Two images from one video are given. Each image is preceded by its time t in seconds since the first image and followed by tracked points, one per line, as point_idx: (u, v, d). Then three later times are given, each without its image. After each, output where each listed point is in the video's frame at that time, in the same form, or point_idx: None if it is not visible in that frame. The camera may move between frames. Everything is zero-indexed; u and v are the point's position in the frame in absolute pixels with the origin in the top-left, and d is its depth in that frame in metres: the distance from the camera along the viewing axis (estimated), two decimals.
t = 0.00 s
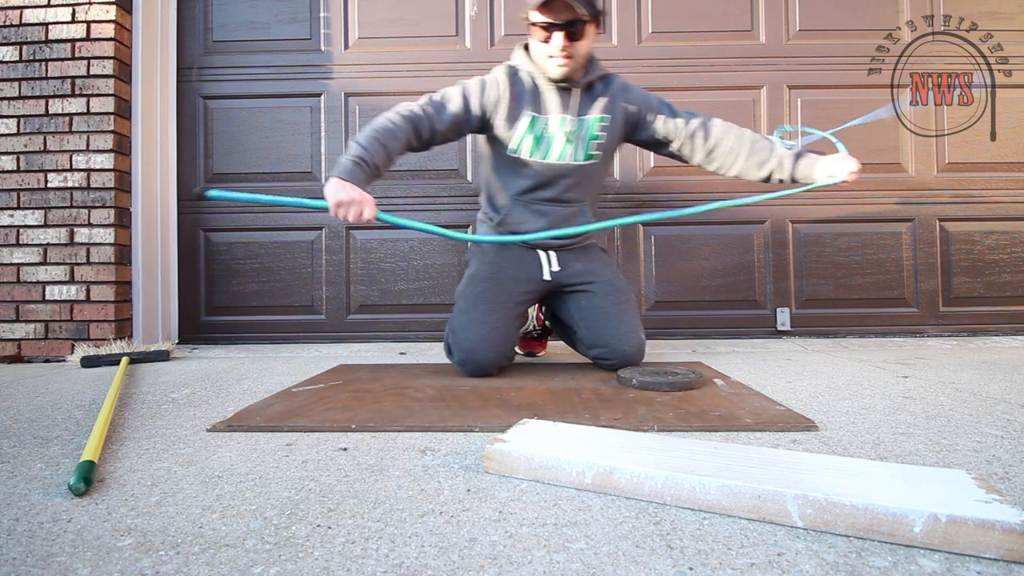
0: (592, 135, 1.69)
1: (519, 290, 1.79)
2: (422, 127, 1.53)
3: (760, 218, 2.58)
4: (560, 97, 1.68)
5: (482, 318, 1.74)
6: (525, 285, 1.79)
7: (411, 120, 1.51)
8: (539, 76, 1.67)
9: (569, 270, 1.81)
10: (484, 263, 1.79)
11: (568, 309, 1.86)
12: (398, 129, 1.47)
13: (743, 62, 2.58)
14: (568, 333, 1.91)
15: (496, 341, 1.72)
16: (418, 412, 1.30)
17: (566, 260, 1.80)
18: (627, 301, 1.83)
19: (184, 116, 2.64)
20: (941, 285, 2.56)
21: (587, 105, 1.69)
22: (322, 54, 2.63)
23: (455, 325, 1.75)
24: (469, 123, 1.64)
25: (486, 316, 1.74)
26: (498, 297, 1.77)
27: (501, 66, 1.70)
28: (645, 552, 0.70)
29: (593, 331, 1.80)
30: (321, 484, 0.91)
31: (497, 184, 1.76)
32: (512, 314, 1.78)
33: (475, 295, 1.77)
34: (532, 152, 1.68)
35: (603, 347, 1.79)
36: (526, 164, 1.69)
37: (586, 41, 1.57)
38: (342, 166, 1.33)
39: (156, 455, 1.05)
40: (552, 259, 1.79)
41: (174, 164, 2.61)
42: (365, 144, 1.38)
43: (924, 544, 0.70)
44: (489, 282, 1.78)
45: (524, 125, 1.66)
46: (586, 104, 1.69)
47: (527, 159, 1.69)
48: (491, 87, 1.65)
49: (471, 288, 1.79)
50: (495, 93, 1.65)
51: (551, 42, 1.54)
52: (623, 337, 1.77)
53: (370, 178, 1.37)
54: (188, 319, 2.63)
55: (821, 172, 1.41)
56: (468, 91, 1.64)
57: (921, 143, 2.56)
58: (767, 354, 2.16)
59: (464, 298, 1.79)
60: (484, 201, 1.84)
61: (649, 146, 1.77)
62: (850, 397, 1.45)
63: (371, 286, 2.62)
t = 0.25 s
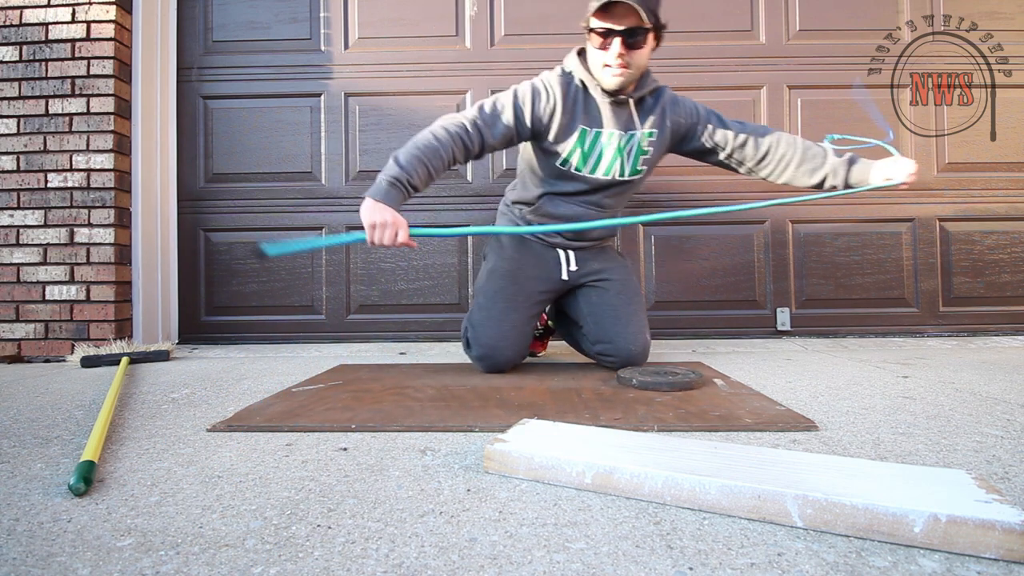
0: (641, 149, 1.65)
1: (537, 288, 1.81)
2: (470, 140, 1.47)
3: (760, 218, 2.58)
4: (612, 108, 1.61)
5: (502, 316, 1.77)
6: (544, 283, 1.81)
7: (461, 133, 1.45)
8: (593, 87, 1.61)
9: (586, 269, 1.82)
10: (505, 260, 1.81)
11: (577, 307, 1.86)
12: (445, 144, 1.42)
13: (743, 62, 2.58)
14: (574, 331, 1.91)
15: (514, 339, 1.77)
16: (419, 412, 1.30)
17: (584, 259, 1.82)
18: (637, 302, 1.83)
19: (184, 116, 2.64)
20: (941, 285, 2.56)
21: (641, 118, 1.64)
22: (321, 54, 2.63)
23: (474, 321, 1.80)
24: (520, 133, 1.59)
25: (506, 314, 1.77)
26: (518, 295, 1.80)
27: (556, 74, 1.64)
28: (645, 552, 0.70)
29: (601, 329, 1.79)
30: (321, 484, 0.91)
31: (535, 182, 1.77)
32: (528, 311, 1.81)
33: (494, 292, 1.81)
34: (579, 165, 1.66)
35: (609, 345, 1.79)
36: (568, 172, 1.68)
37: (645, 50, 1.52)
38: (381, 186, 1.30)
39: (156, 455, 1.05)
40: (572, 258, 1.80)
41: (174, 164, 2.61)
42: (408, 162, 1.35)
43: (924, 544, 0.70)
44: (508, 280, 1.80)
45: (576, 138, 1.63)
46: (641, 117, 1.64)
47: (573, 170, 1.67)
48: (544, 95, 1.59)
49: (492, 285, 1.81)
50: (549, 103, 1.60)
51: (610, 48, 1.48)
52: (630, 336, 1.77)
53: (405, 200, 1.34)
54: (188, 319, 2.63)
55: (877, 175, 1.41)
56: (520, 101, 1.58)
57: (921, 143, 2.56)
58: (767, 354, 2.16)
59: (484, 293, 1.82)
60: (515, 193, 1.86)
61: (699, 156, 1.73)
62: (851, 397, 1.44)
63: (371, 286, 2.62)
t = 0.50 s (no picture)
0: (650, 159, 1.64)
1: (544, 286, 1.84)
2: (487, 162, 1.44)
3: (760, 218, 2.58)
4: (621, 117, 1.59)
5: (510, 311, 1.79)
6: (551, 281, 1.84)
7: (475, 157, 1.42)
8: (604, 96, 1.58)
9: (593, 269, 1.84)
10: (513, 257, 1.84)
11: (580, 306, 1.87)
12: (463, 174, 1.39)
13: (743, 62, 2.58)
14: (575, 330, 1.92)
15: (521, 335, 1.79)
16: (419, 412, 1.30)
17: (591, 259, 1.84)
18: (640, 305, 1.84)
19: (184, 116, 2.64)
20: (941, 285, 2.56)
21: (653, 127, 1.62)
22: (321, 54, 2.63)
23: (484, 314, 1.81)
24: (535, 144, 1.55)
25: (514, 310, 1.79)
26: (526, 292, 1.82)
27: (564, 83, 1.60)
28: (645, 552, 0.70)
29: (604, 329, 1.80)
30: (321, 484, 0.91)
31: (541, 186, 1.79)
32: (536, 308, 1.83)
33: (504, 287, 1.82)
34: (586, 175, 1.66)
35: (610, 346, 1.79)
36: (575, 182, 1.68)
37: (657, 57, 1.49)
38: (414, 236, 1.30)
39: (156, 455, 1.05)
40: (579, 257, 1.83)
41: (174, 164, 2.61)
42: (434, 203, 1.33)
43: (924, 544, 0.70)
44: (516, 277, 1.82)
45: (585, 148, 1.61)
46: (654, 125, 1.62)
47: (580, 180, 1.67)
48: (553, 107, 1.56)
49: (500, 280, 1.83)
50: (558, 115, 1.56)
51: (621, 55, 1.46)
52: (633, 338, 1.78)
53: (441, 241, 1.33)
54: (188, 319, 2.63)
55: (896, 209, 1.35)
56: (527, 110, 1.53)
57: (921, 143, 2.56)
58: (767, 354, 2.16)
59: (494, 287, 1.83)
60: (524, 193, 1.88)
61: (712, 168, 1.71)
62: (851, 397, 1.44)
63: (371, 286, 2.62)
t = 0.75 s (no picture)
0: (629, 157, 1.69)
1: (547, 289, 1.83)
2: (479, 197, 1.51)
3: (760, 218, 2.58)
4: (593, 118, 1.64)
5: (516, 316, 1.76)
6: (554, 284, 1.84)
7: (468, 199, 1.49)
8: (573, 100, 1.62)
9: (592, 269, 1.86)
10: (514, 262, 1.84)
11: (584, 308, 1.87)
12: (463, 216, 1.46)
13: (743, 62, 2.58)
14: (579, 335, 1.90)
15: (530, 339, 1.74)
16: (419, 412, 1.30)
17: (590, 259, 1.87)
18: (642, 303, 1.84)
19: (184, 116, 2.64)
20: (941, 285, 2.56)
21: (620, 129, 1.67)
22: (322, 54, 2.63)
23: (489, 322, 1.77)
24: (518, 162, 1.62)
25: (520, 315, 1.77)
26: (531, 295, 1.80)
27: (534, 95, 1.64)
28: (645, 552, 0.70)
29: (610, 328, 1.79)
30: (321, 484, 0.91)
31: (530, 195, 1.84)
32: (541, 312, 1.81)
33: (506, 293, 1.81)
34: (565, 177, 1.71)
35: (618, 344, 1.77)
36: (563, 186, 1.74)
37: (616, 49, 1.52)
38: (433, 289, 1.38)
39: (156, 455, 1.05)
40: (577, 257, 1.86)
41: (174, 164, 2.61)
42: (445, 252, 1.40)
43: (924, 544, 0.70)
44: (519, 281, 1.81)
45: (561, 153, 1.67)
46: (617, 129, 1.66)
47: (561, 182, 1.73)
48: (525, 124, 1.61)
49: (503, 287, 1.82)
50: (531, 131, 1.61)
51: (580, 51, 1.49)
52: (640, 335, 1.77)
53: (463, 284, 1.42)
54: (188, 319, 2.63)
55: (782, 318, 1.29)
56: (501, 136, 1.58)
57: (922, 143, 2.56)
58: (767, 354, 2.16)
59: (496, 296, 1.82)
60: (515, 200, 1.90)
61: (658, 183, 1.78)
62: (850, 397, 1.44)
63: (371, 286, 2.62)
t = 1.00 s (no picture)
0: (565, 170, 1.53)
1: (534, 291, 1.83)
2: (430, 205, 1.45)
3: (760, 218, 2.58)
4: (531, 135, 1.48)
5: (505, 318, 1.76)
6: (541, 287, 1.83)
7: (417, 210, 1.43)
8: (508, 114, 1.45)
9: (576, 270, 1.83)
10: (499, 268, 1.83)
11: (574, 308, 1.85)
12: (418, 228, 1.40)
13: (743, 62, 2.58)
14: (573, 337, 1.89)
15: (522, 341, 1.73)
16: (418, 412, 1.30)
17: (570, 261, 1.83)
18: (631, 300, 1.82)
19: (184, 116, 2.64)
20: (941, 285, 2.56)
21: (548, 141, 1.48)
22: (321, 54, 2.63)
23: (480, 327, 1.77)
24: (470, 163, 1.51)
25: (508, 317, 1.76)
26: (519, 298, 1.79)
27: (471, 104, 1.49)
28: (645, 552, 0.70)
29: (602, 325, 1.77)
30: (321, 484, 0.91)
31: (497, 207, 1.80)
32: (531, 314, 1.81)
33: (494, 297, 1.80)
34: (510, 191, 1.62)
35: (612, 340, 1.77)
36: (509, 198, 1.67)
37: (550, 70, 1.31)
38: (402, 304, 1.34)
39: (156, 455, 1.05)
40: (556, 259, 1.82)
41: (174, 164, 2.61)
42: (408, 261, 1.36)
43: (924, 544, 0.70)
44: (505, 285, 1.81)
45: (505, 165, 1.55)
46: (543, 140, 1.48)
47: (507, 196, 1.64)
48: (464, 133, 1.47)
49: (491, 293, 1.81)
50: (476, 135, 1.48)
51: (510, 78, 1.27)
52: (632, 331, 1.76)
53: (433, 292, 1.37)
54: (188, 319, 2.63)
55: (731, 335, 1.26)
56: (445, 140, 1.47)
57: (921, 143, 2.56)
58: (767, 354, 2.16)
59: (484, 301, 1.81)
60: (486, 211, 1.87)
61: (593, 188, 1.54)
62: (850, 397, 1.44)
63: (371, 286, 2.62)
